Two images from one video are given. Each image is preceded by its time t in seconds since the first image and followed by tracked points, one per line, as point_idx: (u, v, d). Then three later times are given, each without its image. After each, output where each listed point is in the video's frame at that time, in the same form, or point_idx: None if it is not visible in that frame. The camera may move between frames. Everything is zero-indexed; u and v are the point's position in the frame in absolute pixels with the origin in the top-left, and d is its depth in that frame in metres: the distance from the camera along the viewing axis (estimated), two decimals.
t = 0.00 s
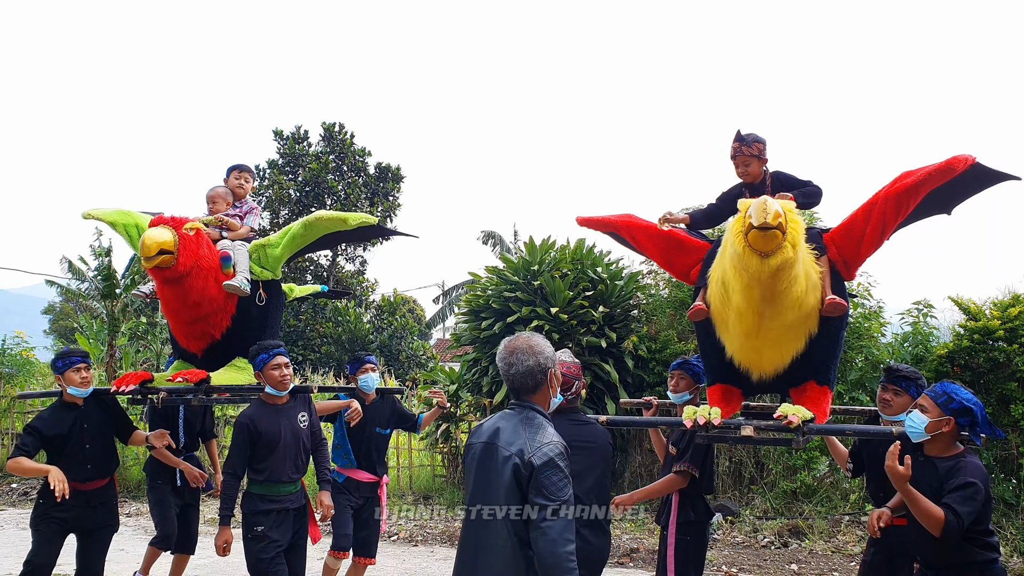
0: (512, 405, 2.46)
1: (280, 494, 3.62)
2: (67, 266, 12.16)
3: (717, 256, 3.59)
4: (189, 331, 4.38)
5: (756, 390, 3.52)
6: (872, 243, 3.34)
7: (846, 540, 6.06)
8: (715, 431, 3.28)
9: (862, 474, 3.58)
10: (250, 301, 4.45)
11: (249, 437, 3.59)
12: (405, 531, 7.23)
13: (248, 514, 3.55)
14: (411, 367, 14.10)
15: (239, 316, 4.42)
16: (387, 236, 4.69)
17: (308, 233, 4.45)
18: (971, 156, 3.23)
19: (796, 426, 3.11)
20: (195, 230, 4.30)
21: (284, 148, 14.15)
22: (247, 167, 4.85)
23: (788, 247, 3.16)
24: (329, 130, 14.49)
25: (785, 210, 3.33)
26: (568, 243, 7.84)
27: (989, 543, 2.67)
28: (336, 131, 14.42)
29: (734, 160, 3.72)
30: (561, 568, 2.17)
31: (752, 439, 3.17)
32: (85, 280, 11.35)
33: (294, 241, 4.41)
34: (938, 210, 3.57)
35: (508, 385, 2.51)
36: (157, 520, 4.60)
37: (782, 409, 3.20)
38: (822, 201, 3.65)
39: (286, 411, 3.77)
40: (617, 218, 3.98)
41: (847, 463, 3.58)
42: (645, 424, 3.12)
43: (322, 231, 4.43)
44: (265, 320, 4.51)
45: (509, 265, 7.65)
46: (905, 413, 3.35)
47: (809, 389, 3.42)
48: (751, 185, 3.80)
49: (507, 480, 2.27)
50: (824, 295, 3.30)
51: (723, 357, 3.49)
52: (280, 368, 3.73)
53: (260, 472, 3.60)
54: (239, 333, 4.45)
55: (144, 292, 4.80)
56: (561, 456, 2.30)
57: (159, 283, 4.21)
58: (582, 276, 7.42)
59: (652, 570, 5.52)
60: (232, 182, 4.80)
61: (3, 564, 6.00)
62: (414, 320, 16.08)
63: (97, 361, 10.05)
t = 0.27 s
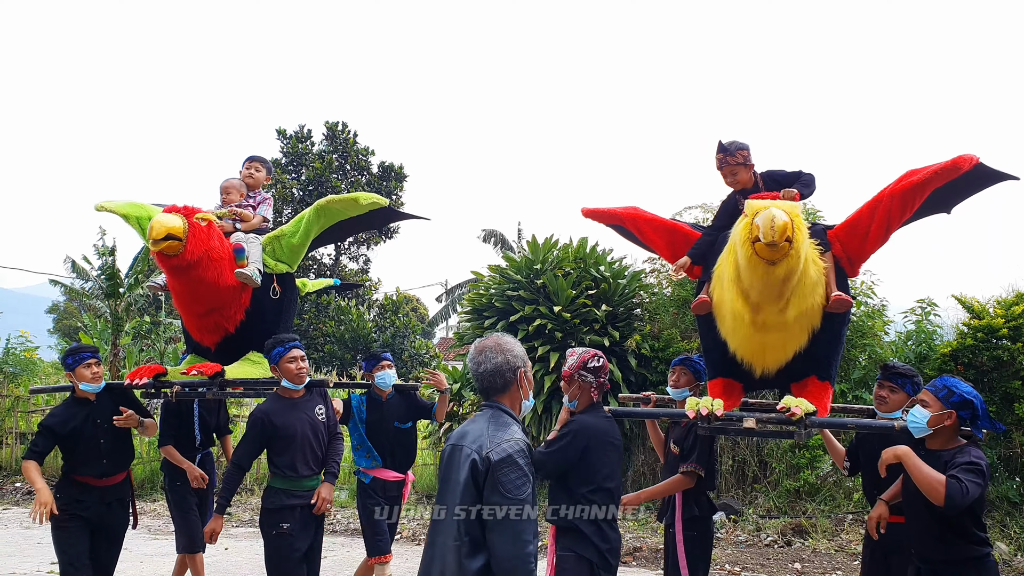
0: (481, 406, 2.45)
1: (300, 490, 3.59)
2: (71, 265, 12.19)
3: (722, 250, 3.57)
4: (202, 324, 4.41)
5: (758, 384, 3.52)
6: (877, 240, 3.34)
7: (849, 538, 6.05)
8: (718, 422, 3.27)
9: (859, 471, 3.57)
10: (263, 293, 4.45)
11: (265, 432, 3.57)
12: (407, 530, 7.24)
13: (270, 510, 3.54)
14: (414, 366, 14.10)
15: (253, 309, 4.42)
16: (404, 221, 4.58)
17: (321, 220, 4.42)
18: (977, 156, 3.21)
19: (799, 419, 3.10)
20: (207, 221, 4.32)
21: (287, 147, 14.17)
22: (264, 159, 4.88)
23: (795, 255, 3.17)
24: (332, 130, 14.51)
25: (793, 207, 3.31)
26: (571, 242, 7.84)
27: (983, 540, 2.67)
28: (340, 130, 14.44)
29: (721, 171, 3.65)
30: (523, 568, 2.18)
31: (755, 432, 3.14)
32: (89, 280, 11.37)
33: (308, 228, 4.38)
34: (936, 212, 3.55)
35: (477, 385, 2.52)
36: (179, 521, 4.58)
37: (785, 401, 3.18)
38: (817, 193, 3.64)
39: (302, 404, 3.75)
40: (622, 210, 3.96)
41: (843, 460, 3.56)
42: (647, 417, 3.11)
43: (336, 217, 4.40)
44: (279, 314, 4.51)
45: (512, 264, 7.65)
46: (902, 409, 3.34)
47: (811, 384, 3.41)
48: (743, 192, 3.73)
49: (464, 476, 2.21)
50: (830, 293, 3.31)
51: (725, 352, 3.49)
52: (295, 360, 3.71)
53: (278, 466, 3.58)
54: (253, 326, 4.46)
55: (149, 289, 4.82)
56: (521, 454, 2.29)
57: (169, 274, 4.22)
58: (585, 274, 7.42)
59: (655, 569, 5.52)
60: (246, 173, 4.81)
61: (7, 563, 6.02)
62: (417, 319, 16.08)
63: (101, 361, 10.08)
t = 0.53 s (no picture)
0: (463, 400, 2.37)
1: (311, 494, 3.58)
2: (74, 265, 12.22)
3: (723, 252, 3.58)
4: (212, 329, 4.40)
5: (757, 383, 3.51)
6: (877, 241, 3.33)
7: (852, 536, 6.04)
8: (719, 422, 3.26)
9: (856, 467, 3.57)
10: (273, 297, 4.46)
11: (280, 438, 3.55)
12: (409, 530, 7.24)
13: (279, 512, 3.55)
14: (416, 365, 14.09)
15: (263, 313, 4.42)
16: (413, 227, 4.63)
17: (331, 228, 4.45)
18: (976, 157, 3.20)
19: (800, 418, 3.09)
20: (215, 226, 4.32)
21: (289, 147, 14.18)
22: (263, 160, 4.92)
23: (796, 258, 3.17)
24: (334, 129, 14.51)
25: (795, 211, 3.31)
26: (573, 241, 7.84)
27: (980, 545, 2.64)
28: (342, 129, 14.44)
29: (717, 172, 3.64)
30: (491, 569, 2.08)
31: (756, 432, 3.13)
32: (92, 280, 11.38)
33: (319, 236, 4.41)
34: (934, 209, 3.54)
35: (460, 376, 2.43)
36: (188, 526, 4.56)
37: (786, 402, 3.18)
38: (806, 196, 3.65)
39: (314, 410, 3.74)
40: (624, 209, 3.95)
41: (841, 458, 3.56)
42: (649, 417, 3.11)
43: (346, 224, 4.43)
44: (289, 316, 4.53)
45: (514, 263, 7.64)
46: (898, 403, 3.34)
47: (810, 383, 3.41)
48: (740, 194, 3.72)
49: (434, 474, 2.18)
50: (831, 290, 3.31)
51: (725, 352, 3.48)
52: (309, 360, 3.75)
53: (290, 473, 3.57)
54: (263, 331, 4.45)
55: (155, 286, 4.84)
56: (486, 453, 2.16)
57: (178, 280, 4.23)
58: (587, 273, 7.42)
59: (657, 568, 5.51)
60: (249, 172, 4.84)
61: (11, 562, 6.04)
62: (419, 318, 16.08)
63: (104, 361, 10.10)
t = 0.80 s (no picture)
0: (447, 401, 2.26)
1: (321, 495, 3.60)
2: (74, 266, 12.20)
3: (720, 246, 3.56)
4: (211, 329, 4.37)
5: (755, 380, 3.51)
6: (871, 237, 3.33)
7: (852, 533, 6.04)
8: (717, 420, 3.25)
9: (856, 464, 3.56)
10: (275, 297, 4.44)
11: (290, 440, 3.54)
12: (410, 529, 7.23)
13: (285, 515, 3.49)
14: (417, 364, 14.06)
15: (265, 313, 4.41)
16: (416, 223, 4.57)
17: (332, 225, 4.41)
18: (967, 152, 3.22)
19: (798, 415, 3.08)
20: (217, 225, 4.32)
21: (289, 147, 14.17)
22: (260, 155, 4.89)
23: (797, 242, 3.14)
24: (334, 128, 14.50)
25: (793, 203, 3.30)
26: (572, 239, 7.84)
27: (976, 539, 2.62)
28: (342, 129, 14.43)
29: (719, 169, 3.63)
30: None
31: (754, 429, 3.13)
32: (92, 281, 11.36)
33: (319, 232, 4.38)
34: (928, 207, 3.53)
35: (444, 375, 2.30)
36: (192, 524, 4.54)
37: (784, 398, 3.16)
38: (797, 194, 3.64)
39: (321, 411, 3.75)
40: (619, 213, 3.96)
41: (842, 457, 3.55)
42: (646, 416, 3.10)
43: (346, 222, 4.38)
44: (292, 315, 4.52)
45: (513, 261, 7.64)
46: (895, 399, 3.30)
47: (808, 380, 3.42)
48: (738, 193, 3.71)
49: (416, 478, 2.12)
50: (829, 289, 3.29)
51: (723, 350, 3.48)
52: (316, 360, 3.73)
53: (296, 477, 3.55)
54: (264, 331, 4.43)
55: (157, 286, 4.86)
56: (460, 463, 2.05)
57: (180, 281, 4.24)
58: (586, 271, 7.42)
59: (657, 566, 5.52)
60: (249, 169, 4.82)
61: (11, 563, 6.04)
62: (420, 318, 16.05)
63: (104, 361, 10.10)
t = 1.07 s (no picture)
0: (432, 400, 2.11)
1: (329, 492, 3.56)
2: (72, 268, 12.15)
3: (714, 242, 3.55)
4: (212, 325, 4.37)
5: (751, 374, 3.52)
6: (869, 228, 3.32)
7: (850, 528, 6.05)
8: (713, 412, 3.24)
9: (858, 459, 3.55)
10: (277, 291, 4.45)
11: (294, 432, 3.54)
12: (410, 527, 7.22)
13: (294, 511, 3.50)
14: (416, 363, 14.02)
15: (266, 307, 4.41)
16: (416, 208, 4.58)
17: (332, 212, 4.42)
18: (968, 142, 3.20)
19: (793, 406, 3.08)
20: (218, 217, 4.30)
21: (286, 147, 14.14)
22: (256, 149, 4.85)
23: (784, 245, 3.15)
24: (331, 128, 14.47)
25: (780, 198, 3.27)
26: (568, 236, 7.84)
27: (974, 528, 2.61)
28: (339, 128, 14.39)
29: (708, 165, 3.63)
30: None
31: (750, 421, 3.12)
32: (90, 283, 11.31)
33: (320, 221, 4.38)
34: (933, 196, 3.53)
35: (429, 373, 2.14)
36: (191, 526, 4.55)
37: (778, 390, 3.19)
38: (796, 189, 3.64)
39: (328, 404, 3.71)
40: (617, 204, 3.95)
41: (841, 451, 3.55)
42: (642, 408, 3.08)
43: (348, 207, 4.40)
44: (293, 309, 4.52)
45: (509, 259, 7.63)
46: (895, 389, 3.29)
47: (806, 372, 3.40)
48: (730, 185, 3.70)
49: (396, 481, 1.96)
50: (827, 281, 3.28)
51: (718, 343, 3.49)
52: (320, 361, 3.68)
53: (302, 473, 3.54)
54: (266, 326, 4.44)
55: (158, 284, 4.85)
56: (437, 470, 1.87)
57: (178, 271, 4.17)
58: (582, 268, 7.42)
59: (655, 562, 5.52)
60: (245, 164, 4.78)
61: (9, 566, 6.02)
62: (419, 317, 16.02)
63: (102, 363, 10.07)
